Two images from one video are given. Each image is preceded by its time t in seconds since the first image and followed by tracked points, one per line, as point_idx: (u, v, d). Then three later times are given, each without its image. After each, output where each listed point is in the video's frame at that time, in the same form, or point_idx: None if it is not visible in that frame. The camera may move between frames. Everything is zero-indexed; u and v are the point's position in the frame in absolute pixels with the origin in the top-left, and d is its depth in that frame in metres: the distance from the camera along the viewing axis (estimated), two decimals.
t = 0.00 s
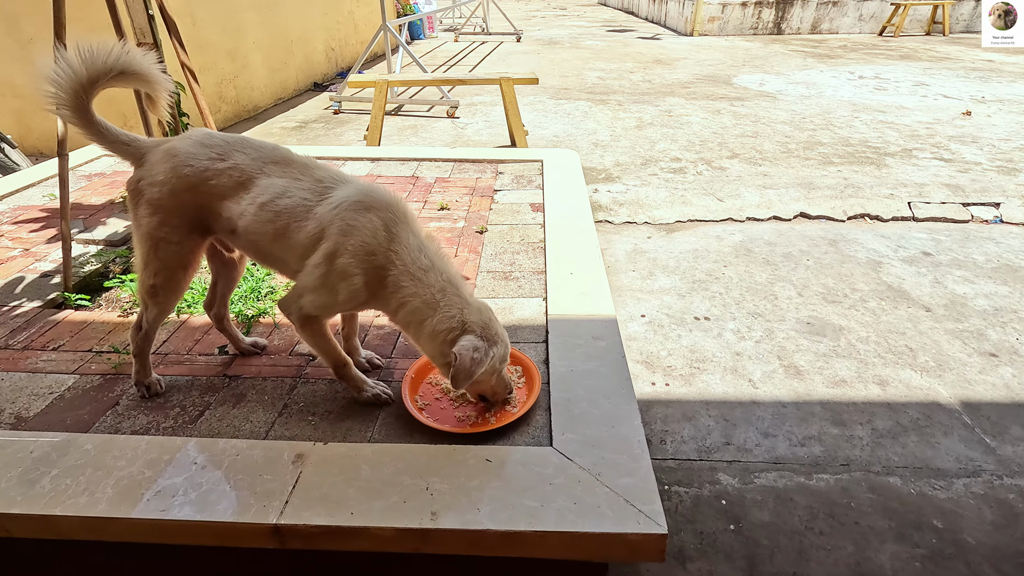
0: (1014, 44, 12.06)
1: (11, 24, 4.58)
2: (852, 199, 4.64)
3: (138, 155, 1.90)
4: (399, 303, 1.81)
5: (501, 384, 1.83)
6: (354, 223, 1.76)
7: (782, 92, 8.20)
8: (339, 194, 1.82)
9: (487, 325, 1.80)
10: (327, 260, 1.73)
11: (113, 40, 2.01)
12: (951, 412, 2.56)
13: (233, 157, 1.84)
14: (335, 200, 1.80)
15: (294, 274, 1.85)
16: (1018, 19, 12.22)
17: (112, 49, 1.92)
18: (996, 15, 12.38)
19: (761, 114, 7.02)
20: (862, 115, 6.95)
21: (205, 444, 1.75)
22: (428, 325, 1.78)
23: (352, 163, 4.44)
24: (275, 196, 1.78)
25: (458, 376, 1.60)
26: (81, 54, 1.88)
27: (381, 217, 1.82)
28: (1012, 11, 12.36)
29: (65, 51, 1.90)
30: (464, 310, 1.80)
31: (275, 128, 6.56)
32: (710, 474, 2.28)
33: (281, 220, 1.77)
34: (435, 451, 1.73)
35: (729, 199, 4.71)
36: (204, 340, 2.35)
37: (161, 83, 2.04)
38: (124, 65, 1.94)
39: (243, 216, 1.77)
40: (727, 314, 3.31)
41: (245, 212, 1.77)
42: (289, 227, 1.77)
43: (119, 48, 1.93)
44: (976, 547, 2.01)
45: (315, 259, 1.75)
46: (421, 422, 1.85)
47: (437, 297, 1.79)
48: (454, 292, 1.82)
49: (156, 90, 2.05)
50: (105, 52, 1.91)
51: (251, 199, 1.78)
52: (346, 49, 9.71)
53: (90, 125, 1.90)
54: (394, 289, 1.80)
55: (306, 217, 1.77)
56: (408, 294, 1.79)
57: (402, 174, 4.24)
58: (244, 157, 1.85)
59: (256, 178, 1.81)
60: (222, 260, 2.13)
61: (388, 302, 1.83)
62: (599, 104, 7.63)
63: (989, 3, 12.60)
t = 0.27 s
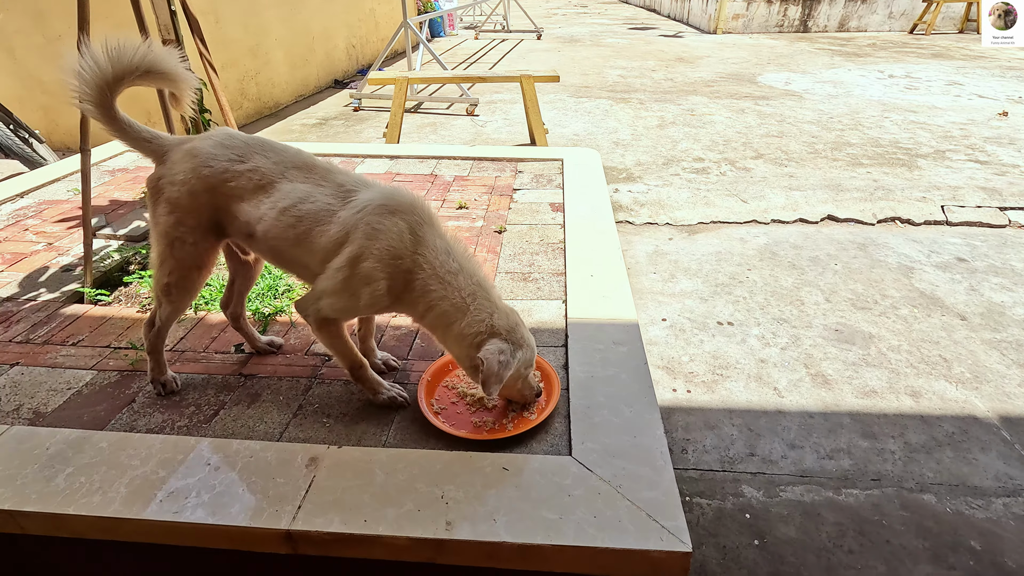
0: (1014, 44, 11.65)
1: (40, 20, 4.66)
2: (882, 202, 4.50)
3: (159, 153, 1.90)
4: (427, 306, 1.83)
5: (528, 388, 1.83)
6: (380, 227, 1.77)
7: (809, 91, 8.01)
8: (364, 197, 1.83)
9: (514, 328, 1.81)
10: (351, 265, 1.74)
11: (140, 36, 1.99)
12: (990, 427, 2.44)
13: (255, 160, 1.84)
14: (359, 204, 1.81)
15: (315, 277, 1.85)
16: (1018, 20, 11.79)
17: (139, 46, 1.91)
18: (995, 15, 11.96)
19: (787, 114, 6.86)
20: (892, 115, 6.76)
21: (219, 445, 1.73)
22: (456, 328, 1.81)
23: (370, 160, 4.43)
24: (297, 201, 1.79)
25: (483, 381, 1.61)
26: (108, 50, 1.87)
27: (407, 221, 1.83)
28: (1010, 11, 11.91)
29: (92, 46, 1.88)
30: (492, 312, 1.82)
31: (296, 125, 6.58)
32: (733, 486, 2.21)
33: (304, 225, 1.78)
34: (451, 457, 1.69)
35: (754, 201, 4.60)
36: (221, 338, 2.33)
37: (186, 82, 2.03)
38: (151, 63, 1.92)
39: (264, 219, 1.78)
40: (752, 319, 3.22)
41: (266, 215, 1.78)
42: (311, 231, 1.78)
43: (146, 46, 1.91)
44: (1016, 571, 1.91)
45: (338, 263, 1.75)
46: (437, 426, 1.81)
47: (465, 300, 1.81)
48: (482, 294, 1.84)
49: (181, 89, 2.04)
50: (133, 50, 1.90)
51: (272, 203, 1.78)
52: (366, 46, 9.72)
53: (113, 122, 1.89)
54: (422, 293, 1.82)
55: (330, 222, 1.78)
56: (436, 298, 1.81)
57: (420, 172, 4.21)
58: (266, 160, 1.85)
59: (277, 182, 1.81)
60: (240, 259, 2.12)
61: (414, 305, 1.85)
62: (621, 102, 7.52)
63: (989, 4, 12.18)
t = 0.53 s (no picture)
0: (1015, 44, 11.29)
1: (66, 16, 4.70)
2: (915, 206, 4.33)
3: (166, 149, 1.87)
4: (442, 309, 1.77)
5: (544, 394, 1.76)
6: (391, 227, 1.71)
7: (838, 90, 7.79)
8: (375, 196, 1.78)
9: (533, 326, 1.76)
10: (362, 267, 1.69)
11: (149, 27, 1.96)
12: None
13: (264, 156, 1.81)
14: (370, 203, 1.76)
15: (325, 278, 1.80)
16: (1018, 20, 11.46)
17: (148, 36, 1.88)
18: (995, 14, 11.60)
19: (815, 114, 6.66)
20: (926, 116, 6.52)
21: (226, 450, 1.68)
22: (474, 329, 1.75)
23: (388, 158, 4.38)
24: (306, 199, 1.75)
25: (507, 381, 1.55)
26: (115, 42, 1.84)
27: (419, 221, 1.78)
28: (1011, 11, 11.54)
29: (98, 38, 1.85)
30: (509, 312, 1.77)
31: (315, 122, 6.57)
32: (758, 504, 2.10)
33: (311, 223, 1.73)
34: (462, 469, 1.62)
35: (780, 204, 4.46)
36: (233, 338, 2.30)
37: (195, 74, 2.01)
38: (158, 56, 1.89)
39: (272, 217, 1.74)
40: (778, 327, 3.09)
41: (274, 214, 1.74)
42: (320, 230, 1.73)
43: (154, 38, 1.88)
44: None
45: (349, 265, 1.70)
46: (449, 436, 1.74)
47: (481, 300, 1.76)
48: (498, 294, 1.80)
49: (189, 81, 2.01)
50: (140, 42, 1.87)
51: (280, 200, 1.74)
52: (387, 43, 9.70)
53: (119, 115, 1.87)
54: (435, 294, 1.77)
55: (339, 221, 1.73)
56: (452, 299, 1.75)
57: (438, 170, 4.15)
58: (275, 156, 1.82)
59: (286, 180, 1.78)
60: (250, 258, 2.07)
61: (427, 307, 1.80)
62: (643, 101, 7.38)
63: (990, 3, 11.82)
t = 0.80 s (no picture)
0: (1015, 44, 10.83)
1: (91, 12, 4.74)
2: (950, 212, 4.15)
3: (173, 146, 1.86)
4: (456, 314, 1.71)
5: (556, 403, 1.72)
6: (402, 230, 1.66)
7: (868, 90, 7.55)
8: (385, 197, 1.73)
9: (550, 327, 1.71)
10: (372, 271, 1.63)
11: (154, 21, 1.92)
12: None
13: (271, 153, 1.79)
14: (380, 205, 1.71)
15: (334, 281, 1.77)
16: (1019, 20, 11.10)
17: (153, 32, 1.84)
18: (995, 15, 11.33)
19: (844, 115, 6.46)
20: (962, 117, 6.28)
21: (229, 455, 1.64)
22: (492, 334, 1.69)
23: (405, 156, 4.34)
24: (314, 199, 1.72)
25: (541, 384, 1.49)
26: (119, 38, 1.81)
27: (431, 224, 1.72)
28: (1010, 11, 11.32)
29: (102, 33, 1.82)
30: (526, 313, 1.71)
31: (335, 119, 6.57)
32: (781, 524, 2.00)
33: (319, 224, 1.70)
34: (470, 482, 1.56)
35: (807, 207, 4.32)
36: (243, 337, 2.26)
37: (202, 71, 1.97)
38: (162, 51, 1.86)
39: (280, 217, 1.72)
40: (803, 337, 2.97)
41: (282, 214, 1.72)
42: (328, 231, 1.70)
43: (160, 34, 1.85)
44: None
45: (358, 268, 1.65)
46: (457, 446, 1.69)
47: (497, 302, 1.70)
48: (513, 294, 1.74)
49: (196, 77, 1.98)
50: (145, 38, 1.84)
51: (289, 200, 1.72)
52: (408, 40, 9.68)
53: (126, 113, 1.85)
54: (449, 299, 1.71)
55: (348, 223, 1.69)
56: (467, 304, 1.69)
57: (455, 169, 4.09)
58: (283, 153, 1.79)
59: (294, 178, 1.75)
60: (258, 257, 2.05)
61: (440, 313, 1.73)
62: (665, 100, 7.25)
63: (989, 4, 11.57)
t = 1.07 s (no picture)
0: (1015, 44, 10.64)
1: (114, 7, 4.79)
2: (985, 219, 3.98)
3: (176, 142, 1.85)
4: (466, 313, 1.66)
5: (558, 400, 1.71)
6: (411, 227, 1.61)
7: (898, 91, 7.33)
8: (394, 193, 1.68)
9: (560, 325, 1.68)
10: (380, 268, 1.58)
11: (155, 13, 1.89)
12: None
13: (276, 146, 1.75)
14: (388, 200, 1.66)
15: (340, 279, 1.73)
16: (1018, 20, 10.90)
17: (153, 24, 1.82)
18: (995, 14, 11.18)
19: (873, 116, 6.27)
20: (997, 120, 6.05)
21: (231, 458, 1.61)
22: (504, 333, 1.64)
23: (421, 154, 4.30)
24: (319, 191, 1.68)
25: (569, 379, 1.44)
26: (121, 31, 1.79)
27: (441, 220, 1.68)
28: (1010, 11, 11.08)
29: (104, 26, 1.80)
30: (536, 310, 1.68)
31: (353, 116, 6.56)
32: (801, 544, 1.91)
33: (325, 218, 1.66)
34: (476, 493, 1.51)
35: (833, 211, 4.18)
36: (251, 336, 2.24)
37: (205, 63, 1.94)
38: (165, 44, 1.84)
39: (285, 211, 1.69)
40: (827, 346, 2.86)
41: (287, 207, 1.68)
42: (334, 225, 1.65)
43: (161, 26, 1.82)
44: None
45: (365, 266, 1.60)
46: (463, 454, 1.63)
47: (508, 299, 1.66)
48: (523, 291, 1.71)
49: (199, 70, 1.95)
50: (146, 29, 1.81)
51: (293, 192, 1.68)
52: (428, 37, 9.66)
53: (129, 108, 1.84)
54: (459, 298, 1.65)
55: (355, 218, 1.65)
56: (479, 302, 1.64)
57: (471, 167, 4.04)
58: (288, 145, 1.76)
59: (299, 170, 1.71)
60: (265, 256, 2.03)
61: (451, 313, 1.68)
62: (687, 99, 7.12)
63: (989, 3, 11.46)
